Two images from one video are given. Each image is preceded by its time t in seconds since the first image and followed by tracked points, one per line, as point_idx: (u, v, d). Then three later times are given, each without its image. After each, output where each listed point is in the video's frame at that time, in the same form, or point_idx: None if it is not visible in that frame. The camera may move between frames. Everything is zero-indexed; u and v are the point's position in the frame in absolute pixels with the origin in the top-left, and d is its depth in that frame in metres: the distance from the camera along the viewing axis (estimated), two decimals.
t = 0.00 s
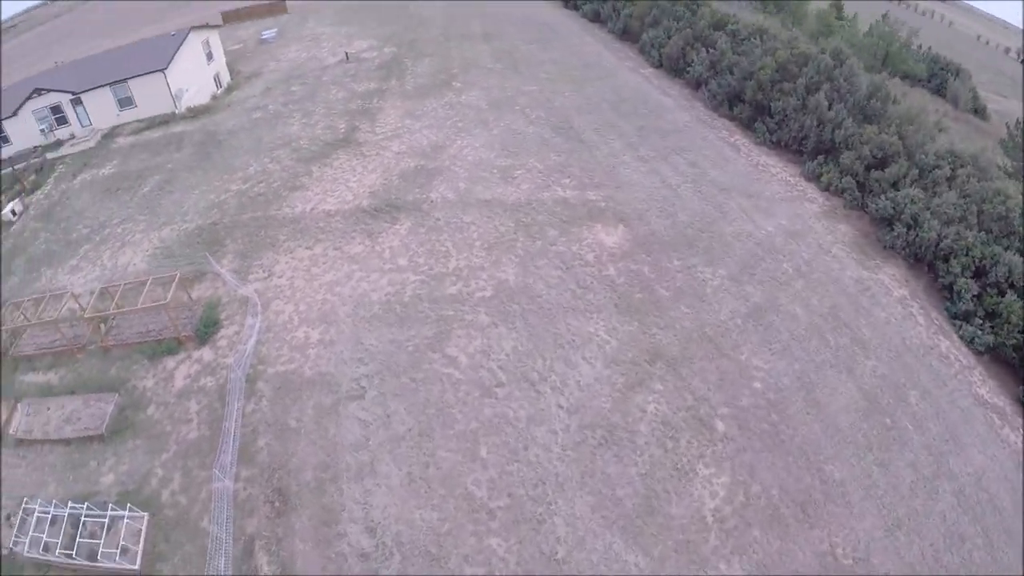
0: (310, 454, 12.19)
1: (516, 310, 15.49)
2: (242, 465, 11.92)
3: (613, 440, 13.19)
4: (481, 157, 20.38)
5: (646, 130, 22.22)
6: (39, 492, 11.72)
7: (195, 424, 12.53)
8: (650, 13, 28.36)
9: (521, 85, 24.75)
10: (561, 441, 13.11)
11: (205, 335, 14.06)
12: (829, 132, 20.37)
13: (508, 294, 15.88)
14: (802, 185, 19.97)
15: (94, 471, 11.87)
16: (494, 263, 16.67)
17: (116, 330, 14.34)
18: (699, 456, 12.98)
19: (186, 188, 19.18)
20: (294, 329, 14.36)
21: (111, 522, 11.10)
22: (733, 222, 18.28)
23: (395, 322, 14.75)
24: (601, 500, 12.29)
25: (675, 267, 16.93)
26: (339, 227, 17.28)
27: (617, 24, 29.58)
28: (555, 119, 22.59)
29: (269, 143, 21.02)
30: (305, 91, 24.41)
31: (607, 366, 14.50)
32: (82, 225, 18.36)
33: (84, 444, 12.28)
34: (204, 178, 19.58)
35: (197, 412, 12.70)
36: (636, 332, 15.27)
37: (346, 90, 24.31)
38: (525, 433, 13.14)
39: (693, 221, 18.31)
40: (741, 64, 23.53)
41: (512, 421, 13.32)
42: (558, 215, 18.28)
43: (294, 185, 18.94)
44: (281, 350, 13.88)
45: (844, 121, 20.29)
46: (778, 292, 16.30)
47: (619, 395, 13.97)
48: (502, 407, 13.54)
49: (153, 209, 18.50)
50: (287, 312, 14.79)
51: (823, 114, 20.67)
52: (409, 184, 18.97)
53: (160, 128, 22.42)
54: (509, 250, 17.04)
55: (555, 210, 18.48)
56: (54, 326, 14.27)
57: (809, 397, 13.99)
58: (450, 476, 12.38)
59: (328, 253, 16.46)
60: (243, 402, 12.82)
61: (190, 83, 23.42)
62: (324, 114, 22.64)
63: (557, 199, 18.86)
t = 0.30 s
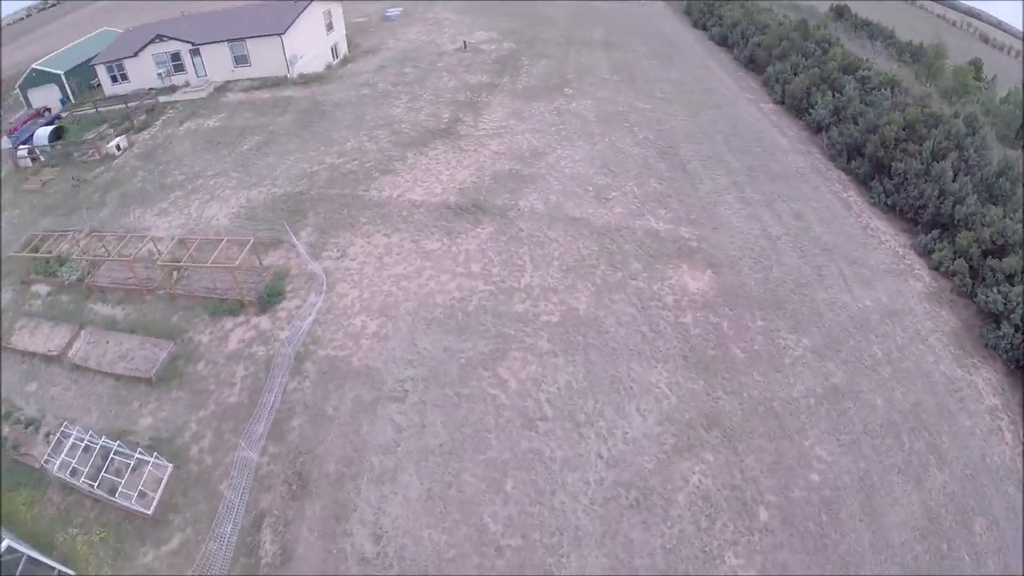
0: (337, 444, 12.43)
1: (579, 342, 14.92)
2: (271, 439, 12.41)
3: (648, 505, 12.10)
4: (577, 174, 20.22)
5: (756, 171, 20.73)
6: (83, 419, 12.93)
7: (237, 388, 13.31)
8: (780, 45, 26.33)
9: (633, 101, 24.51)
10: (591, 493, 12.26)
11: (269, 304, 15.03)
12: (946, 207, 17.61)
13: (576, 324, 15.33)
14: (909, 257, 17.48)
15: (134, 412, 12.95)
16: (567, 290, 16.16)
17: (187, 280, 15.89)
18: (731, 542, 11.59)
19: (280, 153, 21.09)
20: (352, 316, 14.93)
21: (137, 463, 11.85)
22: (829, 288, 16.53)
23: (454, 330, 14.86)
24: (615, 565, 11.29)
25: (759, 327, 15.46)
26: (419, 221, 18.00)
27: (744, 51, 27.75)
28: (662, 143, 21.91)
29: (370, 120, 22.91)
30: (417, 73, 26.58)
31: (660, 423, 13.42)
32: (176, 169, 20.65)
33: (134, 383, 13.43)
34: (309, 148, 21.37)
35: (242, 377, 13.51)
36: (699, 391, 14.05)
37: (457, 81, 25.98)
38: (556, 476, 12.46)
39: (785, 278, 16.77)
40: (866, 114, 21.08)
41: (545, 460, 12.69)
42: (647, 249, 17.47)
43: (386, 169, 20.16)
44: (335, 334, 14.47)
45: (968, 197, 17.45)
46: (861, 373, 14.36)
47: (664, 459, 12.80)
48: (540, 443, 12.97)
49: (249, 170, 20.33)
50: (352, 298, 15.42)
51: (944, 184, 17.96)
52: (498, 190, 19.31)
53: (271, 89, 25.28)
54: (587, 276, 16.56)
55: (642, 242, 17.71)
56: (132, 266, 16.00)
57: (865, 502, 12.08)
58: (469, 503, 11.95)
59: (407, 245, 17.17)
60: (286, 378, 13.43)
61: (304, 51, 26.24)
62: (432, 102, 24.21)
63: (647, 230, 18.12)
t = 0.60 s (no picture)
0: (367, 441, 12.76)
1: (636, 389, 13.99)
2: (304, 420, 13.15)
3: None
4: (669, 203, 19.46)
5: (863, 234, 18.70)
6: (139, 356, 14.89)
7: (284, 361, 14.49)
8: (910, 99, 23.92)
9: (747, 134, 23.19)
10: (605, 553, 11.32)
11: (333, 285, 16.29)
12: None
13: (635, 368, 14.43)
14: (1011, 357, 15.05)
15: (185, 361, 14.64)
16: (637, 331, 15.27)
17: (263, 246, 17.73)
18: None
19: (381, 139, 23.25)
20: (411, 314, 15.53)
21: (175, 418, 13.11)
22: (916, 379, 14.43)
23: (509, 349, 14.72)
24: None
25: (828, 408, 13.69)
26: (499, 227, 18.38)
27: (870, 101, 25.45)
28: (770, 184, 20.42)
29: (470, 116, 24.43)
30: (530, 72, 27.96)
31: (698, 494, 12.14)
32: (274, 134, 24.51)
33: (189, 333, 15.24)
34: (415, 139, 23.04)
35: (290, 351, 14.70)
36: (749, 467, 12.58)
37: (569, 86, 26.59)
38: (574, 526, 11.65)
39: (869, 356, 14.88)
40: (993, 190, 18.63)
41: (567, 506, 11.93)
42: (730, 301, 16.19)
43: (478, 168, 21.06)
44: (390, 328, 15.13)
45: None
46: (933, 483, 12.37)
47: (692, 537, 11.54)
48: (567, 486, 12.22)
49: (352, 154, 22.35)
50: (418, 297, 16.00)
51: None
52: (586, 208, 19.05)
53: (382, 66, 29.33)
54: (660, 317, 15.62)
55: (729, 291, 16.47)
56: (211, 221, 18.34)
57: None
58: (479, 534, 11.51)
59: (485, 249, 17.58)
60: (331, 363, 14.26)
61: (418, 34, 29.69)
62: (540, 104, 25.11)
63: (735, 277, 16.85)
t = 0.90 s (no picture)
0: (398, 441, 12.91)
1: (682, 452, 13.00)
2: (341, 405, 13.59)
3: None
4: (767, 255, 18.30)
5: (968, 329, 16.61)
6: (206, 304, 16.31)
7: (338, 340, 15.11)
8: None
9: (865, 194, 21.48)
10: None
11: (404, 275, 16.66)
12: None
13: (690, 431, 13.41)
14: None
15: (245, 319, 15.79)
16: (702, 390, 14.24)
17: (345, 222, 18.50)
18: None
19: (487, 134, 23.32)
20: (473, 321, 15.51)
21: (221, 375, 14.11)
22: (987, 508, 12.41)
23: (563, 380, 14.23)
24: None
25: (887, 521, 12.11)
26: (583, 247, 17.94)
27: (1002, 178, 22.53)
28: (879, 255, 18.78)
29: (580, 124, 24.20)
30: (650, 89, 27.34)
31: None
32: (381, 111, 25.31)
33: (255, 294, 16.45)
34: (520, 140, 22.97)
35: (346, 331, 15.30)
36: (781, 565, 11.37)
37: (687, 110, 25.76)
38: None
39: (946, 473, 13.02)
40: None
41: (578, 560, 11.30)
42: (810, 377, 14.76)
43: (576, 181, 20.69)
44: (448, 332, 15.22)
45: None
46: None
47: None
48: (583, 539, 11.59)
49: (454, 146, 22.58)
50: (487, 306, 15.91)
51: None
52: (673, 244, 18.28)
53: (499, 61, 29.41)
54: (731, 379, 14.53)
55: (810, 366, 15.01)
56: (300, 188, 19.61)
57: None
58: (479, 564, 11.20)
59: (565, 268, 17.19)
60: (383, 355, 14.60)
61: (541, 33, 29.39)
62: (655, 125, 24.43)
63: (819, 352, 15.41)
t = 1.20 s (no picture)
0: (430, 447, 12.80)
1: (714, 534, 11.92)
2: (384, 396, 13.78)
3: None
4: (866, 336, 16.34)
5: None
6: (284, 266, 17.51)
7: (399, 330, 15.39)
8: None
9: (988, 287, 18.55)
10: None
11: (481, 279, 16.68)
12: None
13: (732, 516, 12.23)
14: None
15: (316, 289, 16.66)
16: (756, 472, 12.95)
17: (436, 211, 18.78)
18: None
19: (600, 148, 22.68)
20: (537, 342, 15.06)
21: (278, 340, 14.85)
22: None
23: (613, 426, 13.47)
24: None
25: None
26: (672, 287, 16.96)
27: None
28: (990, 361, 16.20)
29: (698, 153, 22.94)
30: (781, 127, 25.38)
31: None
32: (499, 104, 25.47)
33: (331, 266, 17.35)
34: (632, 161, 22.12)
35: (409, 323, 15.54)
36: None
37: (815, 158, 23.51)
38: None
39: None
40: None
41: None
42: (877, 484, 13.01)
43: (681, 215, 19.57)
44: (510, 347, 14.91)
45: None
46: None
47: None
48: None
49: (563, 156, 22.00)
50: (558, 329, 15.42)
51: None
52: (766, 303, 16.85)
53: (629, 72, 28.60)
54: (793, 468, 13.07)
55: (880, 476, 13.17)
56: (401, 168, 20.46)
57: None
58: None
59: (648, 306, 16.34)
60: (438, 356, 14.62)
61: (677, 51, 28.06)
62: (778, 168, 22.50)
63: (895, 461, 13.47)
